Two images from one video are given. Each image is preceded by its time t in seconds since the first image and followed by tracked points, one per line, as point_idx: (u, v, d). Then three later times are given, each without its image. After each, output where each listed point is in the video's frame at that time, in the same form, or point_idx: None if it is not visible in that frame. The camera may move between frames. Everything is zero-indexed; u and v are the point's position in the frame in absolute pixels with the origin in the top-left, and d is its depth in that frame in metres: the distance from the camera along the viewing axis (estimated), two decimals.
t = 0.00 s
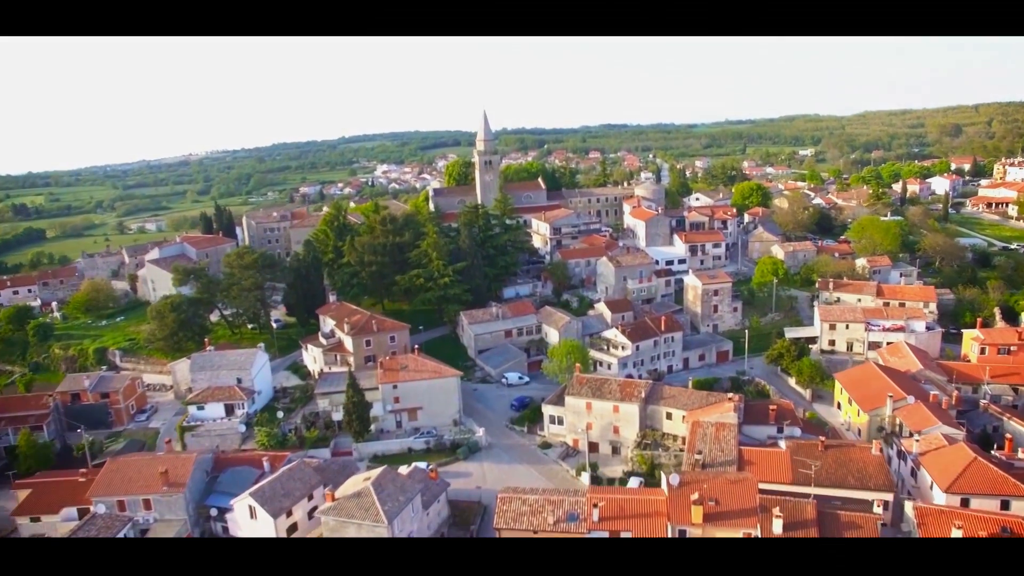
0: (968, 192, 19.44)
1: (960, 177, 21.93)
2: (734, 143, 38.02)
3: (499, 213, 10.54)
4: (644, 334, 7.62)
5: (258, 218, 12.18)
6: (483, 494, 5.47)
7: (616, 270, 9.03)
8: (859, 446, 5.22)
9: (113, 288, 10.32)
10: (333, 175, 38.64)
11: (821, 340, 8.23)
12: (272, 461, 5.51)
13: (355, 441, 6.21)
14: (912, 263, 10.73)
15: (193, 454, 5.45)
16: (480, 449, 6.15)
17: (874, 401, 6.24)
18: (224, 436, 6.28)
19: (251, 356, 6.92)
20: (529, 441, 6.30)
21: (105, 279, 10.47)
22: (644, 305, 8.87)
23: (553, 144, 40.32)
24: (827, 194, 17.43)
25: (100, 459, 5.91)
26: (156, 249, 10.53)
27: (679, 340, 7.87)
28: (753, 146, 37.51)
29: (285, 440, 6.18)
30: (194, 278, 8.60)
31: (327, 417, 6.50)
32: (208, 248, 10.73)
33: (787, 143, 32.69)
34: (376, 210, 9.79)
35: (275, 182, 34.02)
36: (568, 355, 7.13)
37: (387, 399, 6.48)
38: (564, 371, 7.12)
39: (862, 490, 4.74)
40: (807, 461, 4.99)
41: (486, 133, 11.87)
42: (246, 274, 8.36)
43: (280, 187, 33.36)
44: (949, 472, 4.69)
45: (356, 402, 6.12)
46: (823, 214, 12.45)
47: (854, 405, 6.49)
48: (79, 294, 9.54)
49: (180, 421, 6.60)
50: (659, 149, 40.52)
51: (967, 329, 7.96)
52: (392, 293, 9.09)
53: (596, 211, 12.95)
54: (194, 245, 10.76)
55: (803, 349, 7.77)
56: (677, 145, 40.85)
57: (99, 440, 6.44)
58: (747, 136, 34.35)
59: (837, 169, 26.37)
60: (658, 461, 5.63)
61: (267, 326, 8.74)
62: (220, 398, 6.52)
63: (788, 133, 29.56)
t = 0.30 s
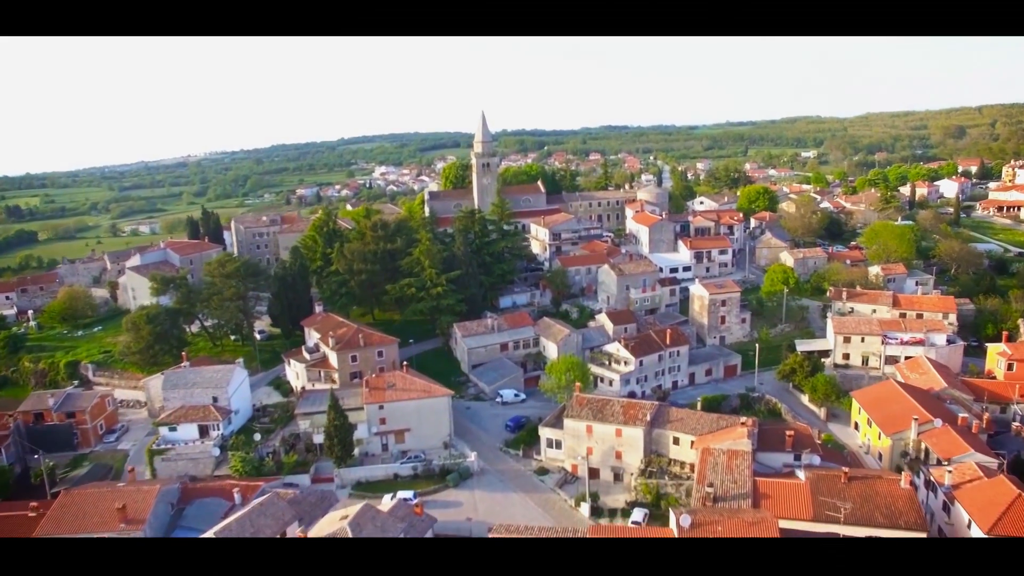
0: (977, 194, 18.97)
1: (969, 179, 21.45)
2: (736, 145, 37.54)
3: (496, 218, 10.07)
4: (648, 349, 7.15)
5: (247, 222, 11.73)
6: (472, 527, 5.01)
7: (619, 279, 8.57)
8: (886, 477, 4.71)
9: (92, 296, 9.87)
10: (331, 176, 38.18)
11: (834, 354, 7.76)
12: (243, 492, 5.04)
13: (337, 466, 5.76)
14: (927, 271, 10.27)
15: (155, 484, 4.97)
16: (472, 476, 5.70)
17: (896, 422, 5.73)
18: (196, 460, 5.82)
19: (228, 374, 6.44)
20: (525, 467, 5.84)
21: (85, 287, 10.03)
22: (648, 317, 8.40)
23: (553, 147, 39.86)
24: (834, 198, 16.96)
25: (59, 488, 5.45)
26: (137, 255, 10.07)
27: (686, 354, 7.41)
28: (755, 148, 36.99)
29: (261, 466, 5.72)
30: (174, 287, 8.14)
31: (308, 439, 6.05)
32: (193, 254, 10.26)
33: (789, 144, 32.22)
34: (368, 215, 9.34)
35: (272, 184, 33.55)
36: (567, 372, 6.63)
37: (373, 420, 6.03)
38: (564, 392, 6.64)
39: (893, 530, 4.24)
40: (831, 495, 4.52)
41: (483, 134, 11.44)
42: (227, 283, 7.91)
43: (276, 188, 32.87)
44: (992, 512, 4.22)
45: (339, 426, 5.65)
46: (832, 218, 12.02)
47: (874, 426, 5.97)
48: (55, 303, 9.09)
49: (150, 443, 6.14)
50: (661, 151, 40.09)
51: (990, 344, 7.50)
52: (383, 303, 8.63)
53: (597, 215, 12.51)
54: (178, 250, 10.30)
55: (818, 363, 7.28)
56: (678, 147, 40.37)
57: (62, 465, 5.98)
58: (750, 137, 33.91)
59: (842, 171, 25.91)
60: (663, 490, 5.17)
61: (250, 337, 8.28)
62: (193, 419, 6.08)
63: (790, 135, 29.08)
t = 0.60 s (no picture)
0: (985, 197, 18.49)
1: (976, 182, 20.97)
2: (737, 147, 37.08)
3: (492, 223, 9.65)
4: (651, 363, 6.73)
5: (234, 226, 11.29)
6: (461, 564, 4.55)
7: (620, 288, 8.16)
8: (916, 513, 4.28)
9: (69, 304, 9.43)
10: (328, 178, 37.73)
11: (848, 368, 7.32)
12: (210, 527, 4.59)
13: (317, 494, 5.32)
14: (941, 278, 9.83)
15: (112, 518, 4.52)
16: (462, 505, 5.26)
17: (921, 447, 5.27)
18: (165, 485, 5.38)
19: (201, 391, 5.99)
20: (520, 494, 5.40)
21: (61, 295, 9.60)
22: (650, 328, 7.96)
23: (552, 149, 39.40)
24: (840, 201, 16.52)
25: (14, 517, 4.99)
26: (116, 262, 9.64)
27: (691, 369, 6.98)
28: (757, 150, 36.50)
29: (234, 494, 5.27)
30: (151, 297, 7.72)
31: (285, 463, 5.61)
32: (175, 260, 9.85)
33: (791, 145, 31.73)
34: (358, 220, 8.93)
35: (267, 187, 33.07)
36: (565, 390, 6.18)
37: (355, 443, 5.60)
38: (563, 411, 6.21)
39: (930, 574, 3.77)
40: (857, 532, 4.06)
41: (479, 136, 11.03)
42: (207, 292, 7.48)
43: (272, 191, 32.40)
44: None
45: (317, 451, 5.23)
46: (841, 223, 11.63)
47: (895, 450, 5.51)
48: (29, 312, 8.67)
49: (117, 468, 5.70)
50: (661, 152, 39.63)
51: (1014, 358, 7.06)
52: (372, 313, 8.23)
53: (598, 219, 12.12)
54: (159, 257, 9.88)
55: (832, 379, 6.83)
56: (678, 147, 39.91)
57: (21, 492, 5.56)
58: (751, 139, 33.47)
59: (846, 173, 25.42)
60: (668, 522, 4.69)
61: (232, 349, 7.87)
62: (163, 441, 5.65)
63: (792, 136, 28.58)
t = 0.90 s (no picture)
0: (993, 199, 18.02)
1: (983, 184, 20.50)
2: (738, 148, 36.63)
3: (486, 227, 9.23)
4: (651, 379, 6.32)
5: (220, 231, 10.88)
6: None
7: (619, 297, 7.76)
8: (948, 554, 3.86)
9: (45, 313, 9.03)
10: (325, 179, 37.31)
11: (860, 382, 6.91)
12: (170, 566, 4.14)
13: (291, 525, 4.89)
14: (954, 285, 9.42)
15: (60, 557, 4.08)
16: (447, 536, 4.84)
17: (945, 474, 4.85)
18: (128, 514, 4.96)
19: (171, 411, 5.58)
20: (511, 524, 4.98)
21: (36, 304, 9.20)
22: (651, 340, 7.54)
23: (552, 149, 38.95)
24: (846, 204, 16.08)
25: None
26: (94, 269, 9.24)
27: (694, 385, 6.56)
28: (758, 150, 36.02)
29: (202, 524, 4.80)
30: (125, 308, 7.35)
31: (259, 489, 5.18)
32: (155, 267, 9.46)
33: (792, 145, 31.25)
34: (344, 226, 8.53)
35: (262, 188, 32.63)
36: (560, 409, 5.76)
37: (334, 467, 5.20)
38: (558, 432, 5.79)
39: None
40: None
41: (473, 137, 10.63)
42: (182, 303, 7.15)
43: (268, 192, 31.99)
44: None
45: (290, 479, 4.81)
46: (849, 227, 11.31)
47: (915, 476, 5.10)
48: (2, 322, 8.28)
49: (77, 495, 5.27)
50: (662, 153, 39.19)
51: None
52: (359, 323, 7.83)
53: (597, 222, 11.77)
54: (139, 263, 9.48)
55: (845, 396, 6.41)
56: (679, 147, 39.45)
57: None
58: (753, 139, 33.02)
59: (851, 174, 24.94)
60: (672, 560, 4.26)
61: (210, 361, 7.47)
62: (128, 466, 5.23)
63: (793, 136, 28.11)
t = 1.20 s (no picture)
0: (1000, 201, 17.58)
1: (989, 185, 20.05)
2: (739, 148, 36.17)
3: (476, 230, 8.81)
4: (650, 397, 5.90)
5: (202, 234, 10.46)
6: None
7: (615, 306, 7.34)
8: None
9: (16, 323, 8.61)
10: (321, 179, 36.81)
11: (872, 399, 6.50)
12: None
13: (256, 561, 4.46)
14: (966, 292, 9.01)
15: None
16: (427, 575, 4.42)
17: (972, 506, 4.45)
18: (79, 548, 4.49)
19: (130, 433, 5.16)
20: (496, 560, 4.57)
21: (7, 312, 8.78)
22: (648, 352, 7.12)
23: (550, 150, 38.47)
24: (850, 206, 15.65)
25: None
26: (66, 276, 8.82)
27: (695, 402, 6.14)
28: (759, 151, 35.55)
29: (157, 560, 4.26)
30: (91, 318, 6.97)
31: (224, 518, 4.73)
32: (131, 273, 9.05)
33: (793, 145, 30.79)
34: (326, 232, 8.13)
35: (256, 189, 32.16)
36: (550, 431, 5.34)
37: (305, 496, 4.77)
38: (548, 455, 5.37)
39: None
40: None
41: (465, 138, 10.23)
42: (150, 315, 6.76)
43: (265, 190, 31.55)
44: None
45: (254, 512, 4.36)
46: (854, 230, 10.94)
47: (935, 506, 4.70)
48: None
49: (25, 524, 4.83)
50: (661, 154, 38.72)
51: None
52: (341, 334, 7.42)
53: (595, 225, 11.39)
54: (115, 269, 9.07)
55: (856, 414, 5.97)
56: (679, 147, 38.96)
57: None
58: (753, 139, 32.57)
59: (854, 175, 24.49)
60: None
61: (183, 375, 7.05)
62: (81, 495, 4.80)
63: (794, 136, 27.64)
